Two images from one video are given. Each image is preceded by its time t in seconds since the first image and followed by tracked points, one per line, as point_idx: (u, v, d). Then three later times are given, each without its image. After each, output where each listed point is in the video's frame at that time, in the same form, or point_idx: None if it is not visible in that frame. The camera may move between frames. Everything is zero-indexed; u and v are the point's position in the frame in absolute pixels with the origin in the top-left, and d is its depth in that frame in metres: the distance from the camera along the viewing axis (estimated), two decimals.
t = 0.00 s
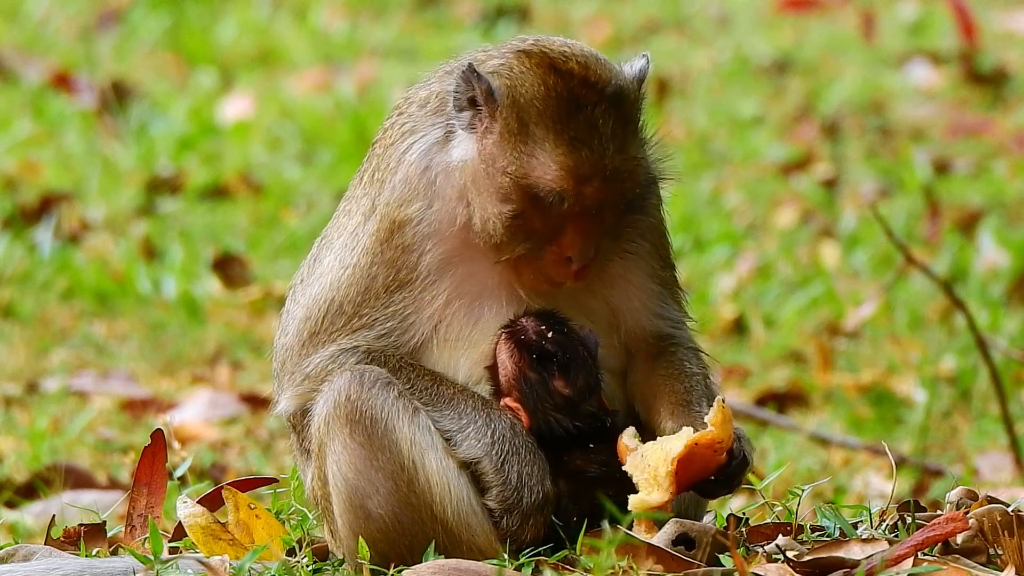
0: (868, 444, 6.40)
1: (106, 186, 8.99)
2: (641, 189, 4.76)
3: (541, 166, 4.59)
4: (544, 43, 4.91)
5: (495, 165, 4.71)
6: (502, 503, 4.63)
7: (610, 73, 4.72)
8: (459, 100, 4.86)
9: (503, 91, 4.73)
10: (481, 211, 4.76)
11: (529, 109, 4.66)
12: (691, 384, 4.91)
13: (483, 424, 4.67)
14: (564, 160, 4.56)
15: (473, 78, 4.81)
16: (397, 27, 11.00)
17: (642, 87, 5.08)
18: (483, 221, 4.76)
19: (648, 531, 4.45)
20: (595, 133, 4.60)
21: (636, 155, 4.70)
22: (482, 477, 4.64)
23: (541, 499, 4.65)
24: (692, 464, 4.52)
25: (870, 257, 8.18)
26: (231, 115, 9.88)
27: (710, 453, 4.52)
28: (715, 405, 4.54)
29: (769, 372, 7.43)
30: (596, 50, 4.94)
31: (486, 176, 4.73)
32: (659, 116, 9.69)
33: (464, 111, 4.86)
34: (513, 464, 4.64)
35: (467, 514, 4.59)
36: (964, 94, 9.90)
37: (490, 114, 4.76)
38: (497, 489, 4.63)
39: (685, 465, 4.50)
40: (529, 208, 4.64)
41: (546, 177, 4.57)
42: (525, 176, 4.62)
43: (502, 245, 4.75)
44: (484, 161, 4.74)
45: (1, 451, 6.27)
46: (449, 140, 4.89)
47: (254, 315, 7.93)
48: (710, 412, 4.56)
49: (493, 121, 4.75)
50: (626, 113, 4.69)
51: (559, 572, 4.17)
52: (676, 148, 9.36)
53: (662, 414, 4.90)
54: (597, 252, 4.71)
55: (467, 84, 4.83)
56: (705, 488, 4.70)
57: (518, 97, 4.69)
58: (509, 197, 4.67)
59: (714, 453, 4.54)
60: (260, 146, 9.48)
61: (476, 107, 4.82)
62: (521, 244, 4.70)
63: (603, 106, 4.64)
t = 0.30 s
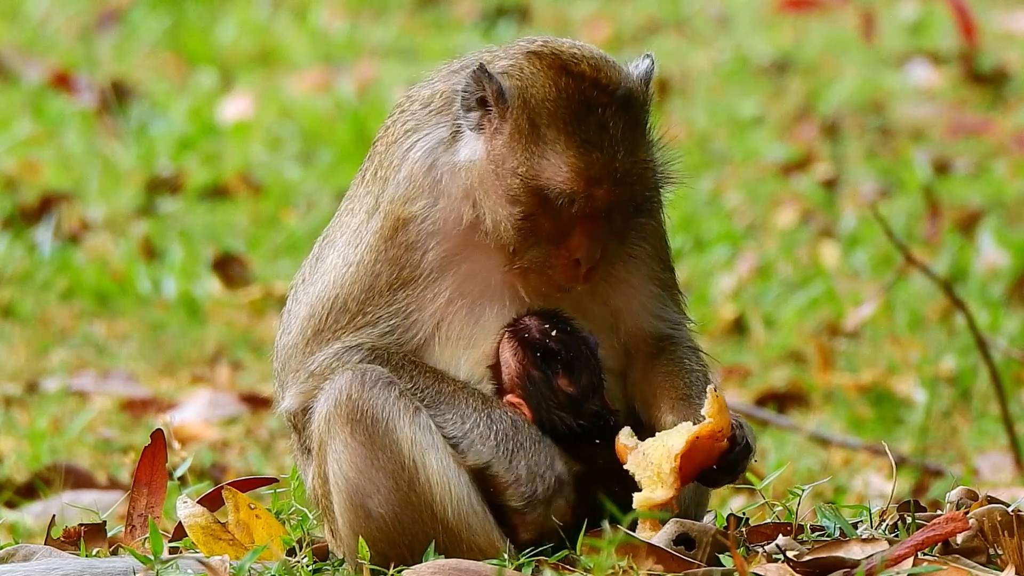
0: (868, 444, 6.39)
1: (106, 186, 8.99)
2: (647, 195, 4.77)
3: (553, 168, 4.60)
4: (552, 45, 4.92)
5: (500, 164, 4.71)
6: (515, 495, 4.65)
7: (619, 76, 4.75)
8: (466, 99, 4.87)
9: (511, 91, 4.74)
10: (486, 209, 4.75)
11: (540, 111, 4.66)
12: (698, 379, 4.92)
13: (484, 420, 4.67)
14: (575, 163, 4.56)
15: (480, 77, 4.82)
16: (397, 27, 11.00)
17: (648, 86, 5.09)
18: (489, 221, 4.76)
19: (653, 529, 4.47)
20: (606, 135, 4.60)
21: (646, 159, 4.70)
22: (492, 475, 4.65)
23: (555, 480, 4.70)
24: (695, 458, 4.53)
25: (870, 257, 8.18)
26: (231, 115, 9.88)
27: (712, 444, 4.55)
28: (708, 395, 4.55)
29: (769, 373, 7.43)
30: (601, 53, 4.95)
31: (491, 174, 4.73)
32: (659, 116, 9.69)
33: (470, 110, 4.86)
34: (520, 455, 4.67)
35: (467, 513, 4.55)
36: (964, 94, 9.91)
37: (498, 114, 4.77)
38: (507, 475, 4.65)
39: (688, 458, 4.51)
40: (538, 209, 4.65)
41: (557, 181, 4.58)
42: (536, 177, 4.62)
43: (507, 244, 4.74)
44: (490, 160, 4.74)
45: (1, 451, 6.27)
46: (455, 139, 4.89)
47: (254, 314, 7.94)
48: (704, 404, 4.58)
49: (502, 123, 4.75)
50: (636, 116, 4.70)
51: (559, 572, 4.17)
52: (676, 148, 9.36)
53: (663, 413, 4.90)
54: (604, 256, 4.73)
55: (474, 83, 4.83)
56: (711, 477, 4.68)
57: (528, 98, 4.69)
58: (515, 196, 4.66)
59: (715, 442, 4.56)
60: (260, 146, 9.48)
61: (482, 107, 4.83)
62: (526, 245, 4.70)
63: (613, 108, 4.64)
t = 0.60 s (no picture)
0: (868, 443, 6.39)
1: (106, 186, 8.99)
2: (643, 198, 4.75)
3: (543, 172, 4.59)
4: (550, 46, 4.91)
5: (495, 165, 4.71)
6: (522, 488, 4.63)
7: (615, 81, 4.73)
8: (462, 98, 4.87)
9: (506, 93, 4.74)
10: (483, 210, 4.75)
11: (534, 115, 4.65)
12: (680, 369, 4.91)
13: (498, 413, 4.65)
14: (567, 166, 4.56)
15: (477, 77, 4.81)
16: (397, 27, 11.00)
17: (646, 90, 5.08)
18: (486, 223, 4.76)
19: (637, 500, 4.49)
20: (599, 140, 4.58)
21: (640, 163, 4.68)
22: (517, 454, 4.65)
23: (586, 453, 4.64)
24: (670, 423, 4.58)
25: (870, 257, 8.18)
26: (231, 115, 9.88)
27: (686, 407, 4.60)
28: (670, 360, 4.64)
29: (769, 373, 7.43)
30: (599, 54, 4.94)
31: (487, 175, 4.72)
32: (659, 116, 9.69)
33: (466, 109, 4.86)
34: (540, 431, 4.64)
35: (468, 512, 4.52)
36: (964, 94, 9.90)
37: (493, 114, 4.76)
38: (528, 450, 4.63)
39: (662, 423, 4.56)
40: (531, 212, 4.64)
41: (547, 185, 4.58)
42: (527, 180, 4.62)
43: (504, 246, 4.74)
44: (486, 162, 4.73)
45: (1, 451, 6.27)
46: (450, 138, 4.89)
47: (254, 314, 7.93)
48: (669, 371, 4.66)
49: (497, 124, 4.74)
50: (630, 121, 4.69)
51: (559, 572, 4.17)
52: (676, 148, 9.36)
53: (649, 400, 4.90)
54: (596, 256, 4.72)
55: (470, 84, 4.83)
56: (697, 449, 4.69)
57: (522, 102, 4.69)
58: (508, 199, 4.66)
59: (688, 405, 4.61)
60: (260, 146, 9.48)
61: (478, 106, 4.82)
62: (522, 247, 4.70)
63: (608, 112, 4.63)
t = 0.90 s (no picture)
0: (868, 443, 6.39)
1: (106, 186, 8.99)
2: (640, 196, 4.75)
3: (538, 169, 4.59)
4: (549, 45, 4.91)
5: (494, 164, 4.71)
6: (521, 488, 4.63)
7: (612, 80, 4.72)
8: (461, 95, 4.87)
9: (502, 89, 4.74)
10: (482, 207, 4.75)
11: (529, 112, 4.66)
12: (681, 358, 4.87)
13: (493, 404, 4.66)
14: (561, 167, 4.55)
15: (475, 74, 4.82)
16: (397, 27, 11.01)
17: (645, 91, 5.08)
18: (486, 222, 4.75)
19: (629, 476, 4.46)
20: (594, 138, 4.59)
21: (636, 162, 4.68)
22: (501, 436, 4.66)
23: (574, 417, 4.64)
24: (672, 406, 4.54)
25: (870, 257, 8.18)
26: (231, 115, 9.88)
27: (692, 391, 4.55)
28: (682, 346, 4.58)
29: (769, 373, 7.43)
30: (597, 53, 4.94)
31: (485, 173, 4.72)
32: (659, 116, 9.69)
33: (464, 106, 4.86)
34: (524, 410, 4.65)
35: (468, 511, 4.51)
36: (964, 94, 9.91)
37: (490, 113, 4.77)
38: (520, 431, 4.64)
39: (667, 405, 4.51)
40: (527, 211, 4.64)
41: (541, 182, 4.58)
42: (521, 177, 4.62)
43: (503, 243, 4.74)
44: (485, 159, 4.73)
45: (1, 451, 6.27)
46: (450, 137, 4.89)
47: (254, 314, 7.94)
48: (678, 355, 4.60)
49: (495, 123, 4.74)
50: (627, 120, 4.69)
51: (559, 572, 4.16)
52: (676, 147, 9.35)
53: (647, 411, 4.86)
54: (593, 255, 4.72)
55: (467, 81, 4.84)
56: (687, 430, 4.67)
57: (518, 98, 4.69)
58: (505, 197, 4.66)
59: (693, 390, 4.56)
60: (260, 146, 9.48)
61: (476, 104, 4.83)
62: (520, 247, 4.69)
63: (603, 112, 4.63)
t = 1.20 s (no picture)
0: (868, 443, 6.39)
1: (106, 186, 8.99)
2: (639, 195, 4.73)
3: (536, 165, 4.60)
4: (548, 45, 4.91)
5: (493, 161, 4.70)
6: (521, 486, 4.65)
7: (611, 78, 4.72)
8: (461, 95, 4.89)
9: (502, 87, 4.75)
10: (482, 205, 4.75)
11: (527, 109, 4.65)
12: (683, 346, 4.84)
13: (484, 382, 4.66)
14: (560, 163, 4.55)
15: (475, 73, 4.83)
16: (397, 27, 11.01)
17: (644, 92, 5.06)
18: (486, 220, 4.75)
19: (583, 432, 4.53)
20: (592, 134, 4.58)
21: (635, 160, 4.68)
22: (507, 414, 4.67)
23: (566, 371, 4.68)
24: (653, 392, 4.55)
25: (870, 257, 8.18)
26: (231, 114, 9.89)
27: (675, 389, 4.55)
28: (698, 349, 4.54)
29: (769, 372, 7.43)
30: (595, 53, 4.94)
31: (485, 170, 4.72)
32: (659, 115, 9.69)
33: (464, 107, 4.87)
34: (513, 384, 4.66)
35: (469, 511, 4.50)
36: (964, 94, 9.91)
37: (490, 111, 4.77)
38: (517, 404, 4.66)
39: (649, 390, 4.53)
40: (527, 208, 4.63)
41: (540, 177, 4.57)
42: (520, 174, 4.62)
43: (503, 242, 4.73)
44: (485, 157, 4.73)
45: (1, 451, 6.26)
46: (451, 138, 4.90)
47: (254, 314, 7.94)
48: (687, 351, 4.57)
49: (495, 121, 4.74)
50: (627, 118, 4.69)
51: (559, 572, 4.16)
52: (676, 147, 9.35)
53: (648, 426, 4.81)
54: (595, 254, 4.71)
55: (467, 81, 4.85)
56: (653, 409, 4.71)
57: (516, 95, 4.69)
58: (504, 195, 4.67)
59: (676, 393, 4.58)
60: (260, 146, 9.48)
61: (475, 103, 4.84)
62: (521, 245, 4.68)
63: (601, 109, 4.62)
